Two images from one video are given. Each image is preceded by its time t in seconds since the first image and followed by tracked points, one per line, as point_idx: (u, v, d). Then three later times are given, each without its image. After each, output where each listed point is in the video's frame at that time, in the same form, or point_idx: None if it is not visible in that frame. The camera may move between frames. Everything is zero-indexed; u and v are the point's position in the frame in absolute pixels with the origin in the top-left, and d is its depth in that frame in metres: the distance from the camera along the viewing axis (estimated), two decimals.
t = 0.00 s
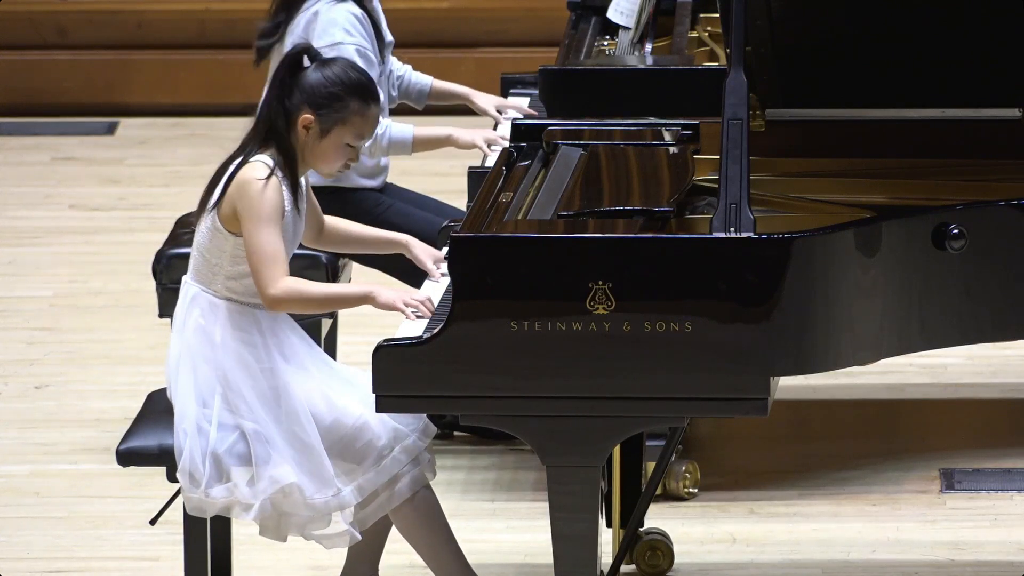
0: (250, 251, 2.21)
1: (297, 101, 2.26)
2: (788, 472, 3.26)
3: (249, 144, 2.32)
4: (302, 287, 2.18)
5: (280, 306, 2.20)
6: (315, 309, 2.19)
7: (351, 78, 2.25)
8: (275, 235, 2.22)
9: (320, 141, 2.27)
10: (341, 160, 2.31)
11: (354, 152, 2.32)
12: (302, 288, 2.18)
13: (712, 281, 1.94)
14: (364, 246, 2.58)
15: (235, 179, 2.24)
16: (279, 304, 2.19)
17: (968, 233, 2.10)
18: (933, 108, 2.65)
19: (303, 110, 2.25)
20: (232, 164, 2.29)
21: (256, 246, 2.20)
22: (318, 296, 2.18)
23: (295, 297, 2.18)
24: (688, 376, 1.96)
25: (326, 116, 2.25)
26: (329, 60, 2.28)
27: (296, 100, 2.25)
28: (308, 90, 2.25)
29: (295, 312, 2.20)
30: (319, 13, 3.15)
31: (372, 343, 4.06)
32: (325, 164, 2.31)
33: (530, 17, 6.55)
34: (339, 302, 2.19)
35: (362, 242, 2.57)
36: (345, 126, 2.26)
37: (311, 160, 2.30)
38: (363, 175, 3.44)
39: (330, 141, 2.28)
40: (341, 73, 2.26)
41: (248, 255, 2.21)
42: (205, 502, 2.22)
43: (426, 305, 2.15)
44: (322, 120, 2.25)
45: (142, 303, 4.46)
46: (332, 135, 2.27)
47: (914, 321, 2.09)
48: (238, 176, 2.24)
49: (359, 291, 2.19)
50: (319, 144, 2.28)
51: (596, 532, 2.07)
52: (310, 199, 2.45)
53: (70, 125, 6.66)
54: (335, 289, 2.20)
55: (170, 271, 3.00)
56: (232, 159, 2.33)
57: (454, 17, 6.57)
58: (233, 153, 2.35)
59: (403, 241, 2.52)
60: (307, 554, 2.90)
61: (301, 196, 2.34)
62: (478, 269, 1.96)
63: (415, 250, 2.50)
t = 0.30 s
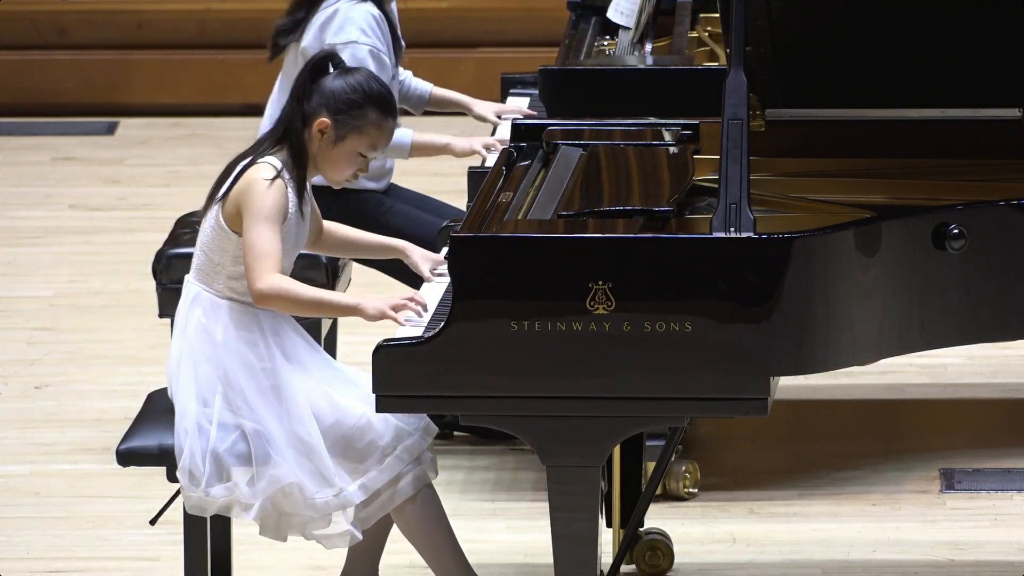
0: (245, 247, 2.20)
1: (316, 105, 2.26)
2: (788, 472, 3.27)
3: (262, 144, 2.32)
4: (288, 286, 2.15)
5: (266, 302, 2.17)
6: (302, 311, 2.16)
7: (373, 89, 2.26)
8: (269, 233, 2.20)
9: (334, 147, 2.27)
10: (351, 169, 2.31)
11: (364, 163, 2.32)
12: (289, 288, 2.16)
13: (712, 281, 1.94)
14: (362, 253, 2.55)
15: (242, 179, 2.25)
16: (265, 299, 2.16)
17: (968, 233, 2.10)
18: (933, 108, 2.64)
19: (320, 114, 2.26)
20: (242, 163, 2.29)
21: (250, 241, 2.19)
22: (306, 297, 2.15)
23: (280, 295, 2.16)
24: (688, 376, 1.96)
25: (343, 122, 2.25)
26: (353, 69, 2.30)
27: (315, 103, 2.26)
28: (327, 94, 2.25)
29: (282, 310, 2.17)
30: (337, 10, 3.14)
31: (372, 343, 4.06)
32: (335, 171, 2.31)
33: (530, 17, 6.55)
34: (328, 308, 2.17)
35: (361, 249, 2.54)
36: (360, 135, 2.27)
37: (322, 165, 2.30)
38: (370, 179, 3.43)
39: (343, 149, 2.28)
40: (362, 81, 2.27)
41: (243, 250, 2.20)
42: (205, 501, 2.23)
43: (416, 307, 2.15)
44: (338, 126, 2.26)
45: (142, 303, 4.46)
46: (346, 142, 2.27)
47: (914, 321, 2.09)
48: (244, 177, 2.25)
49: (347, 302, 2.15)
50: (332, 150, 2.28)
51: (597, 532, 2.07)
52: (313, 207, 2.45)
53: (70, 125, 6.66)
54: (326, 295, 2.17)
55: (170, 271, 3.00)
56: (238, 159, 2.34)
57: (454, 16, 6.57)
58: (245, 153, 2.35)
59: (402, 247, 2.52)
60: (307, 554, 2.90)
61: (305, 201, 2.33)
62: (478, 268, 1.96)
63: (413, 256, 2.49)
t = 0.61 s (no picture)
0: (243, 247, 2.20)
1: (311, 103, 2.26)
2: (788, 472, 3.27)
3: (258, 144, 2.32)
4: (290, 286, 2.14)
5: (266, 300, 2.16)
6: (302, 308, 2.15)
7: (366, 84, 2.27)
8: (267, 233, 2.20)
9: (330, 144, 2.28)
10: (348, 165, 2.31)
11: (361, 159, 2.32)
12: (288, 285, 2.14)
13: (712, 281, 1.93)
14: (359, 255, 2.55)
15: (236, 181, 2.26)
16: (265, 297, 2.15)
17: (968, 233, 2.10)
18: (933, 108, 2.64)
19: (315, 113, 2.26)
20: (239, 163, 2.29)
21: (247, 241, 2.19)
22: (306, 294, 2.14)
23: (280, 294, 2.14)
24: (688, 376, 1.96)
25: (339, 119, 2.25)
26: (346, 66, 2.30)
27: (310, 101, 2.26)
28: (322, 92, 2.25)
29: (282, 308, 2.16)
30: (335, 6, 3.15)
31: (372, 343, 4.05)
32: (332, 169, 2.31)
33: (530, 17, 6.55)
34: (329, 304, 2.16)
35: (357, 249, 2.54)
36: (356, 131, 2.27)
37: (319, 162, 2.30)
38: (368, 176, 3.43)
39: (339, 146, 2.28)
40: (356, 78, 2.27)
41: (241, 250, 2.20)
42: (205, 501, 2.22)
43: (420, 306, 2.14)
44: (334, 123, 2.26)
45: (142, 303, 4.46)
46: (343, 139, 2.27)
47: (914, 321, 2.09)
48: (239, 179, 2.25)
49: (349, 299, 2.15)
50: (328, 148, 2.28)
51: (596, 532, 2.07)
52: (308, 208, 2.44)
53: (70, 125, 6.66)
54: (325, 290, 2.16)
55: (170, 271, 3.00)
56: (235, 160, 2.34)
57: (454, 16, 6.57)
58: (241, 153, 2.34)
59: (400, 248, 2.51)
60: (307, 554, 2.90)
61: (302, 201, 2.34)
62: (477, 268, 1.96)
63: (411, 254, 2.48)
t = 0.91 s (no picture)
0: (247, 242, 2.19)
1: (309, 99, 2.26)
2: (788, 472, 3.26)
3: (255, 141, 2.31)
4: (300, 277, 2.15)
5: (275, 294, 2.16)
6: (310, 299, 2.16)
7: (364, 79, 2.27)
8: (271, 226, 2.20)
9: (330, 139, 2.28)
10: (346, 160, 2.32)
11: (358, 154, 2.33)
12: (298, 275, 2.15)
13: (712, 281, 1.94)
14: (360, 256, 2.55)
15: (235, 180, 2.25)
16: (276, 290, 2.15)
17: (968, 233, 2.10)
18: (933, 108, 2.65)
19: (314, 108, 2.26)
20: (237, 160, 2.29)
21: (253, 234, 2.19)
22: (314, 284, 2.16)
23: (291, 286, 2.15)
24: (687, 376, 1.96)
25: (338, 114, 2.26)
26: (341, 61, 2.30)
27: (308, 97, 2.26)
28: (320, 88, 2.26)
29: (290, 301, 2.16)
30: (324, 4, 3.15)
31: (372, 343, 4.05)
32: (330, 164, 2.31)
33: (530, 17, 6.55)
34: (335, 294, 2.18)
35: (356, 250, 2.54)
36: (355, 126, 2.28)
37: (317, 158, 2.30)
38: (366, 174, 3.43)
39: (339, 141, 2.29)
40: (353, 72, 2.28)
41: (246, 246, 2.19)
42: (205, 501, 2.23)
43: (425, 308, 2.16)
44: (333, 119, 2.26)
45: (142, 303, 4.46)
46: (342, 134, 2.28)
47: (914, 321, 2.09)
48: (238, 177, 2.25)
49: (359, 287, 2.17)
50: (327, 143, 2.29)
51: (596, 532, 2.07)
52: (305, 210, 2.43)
53: (70, 125, 6.66)
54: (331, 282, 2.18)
55: (170, 271, 3.00)
56: (232, 159, 2.34)
57: (454, 16, 6.57)
58: (238, 152, 2.34)
59: (400, 248, 2.50)
60: (307, 554, 2.90)
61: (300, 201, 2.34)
62: (477, 269, 1.96)
63: (410, 253, 2.47)
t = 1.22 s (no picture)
0: (254, 241, 2.20)
1: (309, 96, 2.26)
2: (788, 472, 3.26)
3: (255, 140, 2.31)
4: (308, 274, 2.15)
5: (284, 293, 2.16)
6: (318, 296, 2.16)
7: (364, 75, 2.28)
8: (276, 225, 2.20)
9: (330, 136, 2.28)
10: (346, 157, 2.32)
11: (357, 150, 2.34)
12: (306, 274, 2.15)
13: (712, 281, 1.94)
14: (360, 261, 2.54)
15: (235, 177, 2.26)
16: (284, 289, 2.15)
17: (968, 233, 2.10)
18: (933, 108, 2.65)
19: (314, 105, 2.26)
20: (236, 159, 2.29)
21: (259, 234, 2.19)
22: (321, 281, 2.15)
23: (300, 284, 2.15)
24: (687, 376, 1.96)
25: (339, 110, 2.26)
26: (339, 58, 2.31)
27: (308, 94, 2.26)
28: (320, 85, 2.26)
29: (299, 298, 2.17)
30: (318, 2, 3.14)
31: (372, 343, 4.05)
32: (330, 161, 2.31)
33: (530, 17, 6.55)
34: (345, 288, 2.17)
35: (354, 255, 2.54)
36: (355, 122, 2.28)
37: (318, 155, 2.30)
38: (363, 172, 3.44)
39: (339, 138, 2.29)
40: (352, 69, 2.28)
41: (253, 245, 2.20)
42: (204, 498, 2.21)
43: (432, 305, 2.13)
44: (334, 115, 2.27)
45: (142, 303, 4.46)
46: (342, 130, 2.28)
47: (914, 320, 2.09)
48: (238, 174, 2.25)
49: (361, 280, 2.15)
50: (327, 140, 2.29)
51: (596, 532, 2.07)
52: (302, 213, 2.43)
53: (70, 125, 6.66)
54: (338, 275, 2.17)
55: (170, 271, 2.99)
56: (231, 158, 2.34)
57: (454, 16, 6.57)
58: (236, 151, 2.34)
59: (398, 249, 2.49)
60: (307, 554, 2.90)
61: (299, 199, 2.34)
62: (477, 269, 1.96)
63: (409, 255, 2.47)
